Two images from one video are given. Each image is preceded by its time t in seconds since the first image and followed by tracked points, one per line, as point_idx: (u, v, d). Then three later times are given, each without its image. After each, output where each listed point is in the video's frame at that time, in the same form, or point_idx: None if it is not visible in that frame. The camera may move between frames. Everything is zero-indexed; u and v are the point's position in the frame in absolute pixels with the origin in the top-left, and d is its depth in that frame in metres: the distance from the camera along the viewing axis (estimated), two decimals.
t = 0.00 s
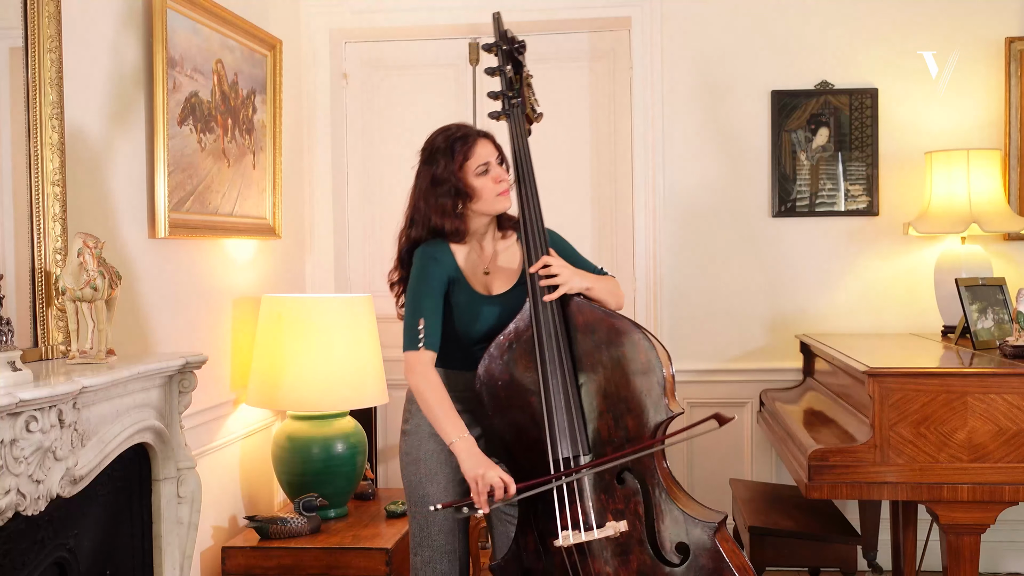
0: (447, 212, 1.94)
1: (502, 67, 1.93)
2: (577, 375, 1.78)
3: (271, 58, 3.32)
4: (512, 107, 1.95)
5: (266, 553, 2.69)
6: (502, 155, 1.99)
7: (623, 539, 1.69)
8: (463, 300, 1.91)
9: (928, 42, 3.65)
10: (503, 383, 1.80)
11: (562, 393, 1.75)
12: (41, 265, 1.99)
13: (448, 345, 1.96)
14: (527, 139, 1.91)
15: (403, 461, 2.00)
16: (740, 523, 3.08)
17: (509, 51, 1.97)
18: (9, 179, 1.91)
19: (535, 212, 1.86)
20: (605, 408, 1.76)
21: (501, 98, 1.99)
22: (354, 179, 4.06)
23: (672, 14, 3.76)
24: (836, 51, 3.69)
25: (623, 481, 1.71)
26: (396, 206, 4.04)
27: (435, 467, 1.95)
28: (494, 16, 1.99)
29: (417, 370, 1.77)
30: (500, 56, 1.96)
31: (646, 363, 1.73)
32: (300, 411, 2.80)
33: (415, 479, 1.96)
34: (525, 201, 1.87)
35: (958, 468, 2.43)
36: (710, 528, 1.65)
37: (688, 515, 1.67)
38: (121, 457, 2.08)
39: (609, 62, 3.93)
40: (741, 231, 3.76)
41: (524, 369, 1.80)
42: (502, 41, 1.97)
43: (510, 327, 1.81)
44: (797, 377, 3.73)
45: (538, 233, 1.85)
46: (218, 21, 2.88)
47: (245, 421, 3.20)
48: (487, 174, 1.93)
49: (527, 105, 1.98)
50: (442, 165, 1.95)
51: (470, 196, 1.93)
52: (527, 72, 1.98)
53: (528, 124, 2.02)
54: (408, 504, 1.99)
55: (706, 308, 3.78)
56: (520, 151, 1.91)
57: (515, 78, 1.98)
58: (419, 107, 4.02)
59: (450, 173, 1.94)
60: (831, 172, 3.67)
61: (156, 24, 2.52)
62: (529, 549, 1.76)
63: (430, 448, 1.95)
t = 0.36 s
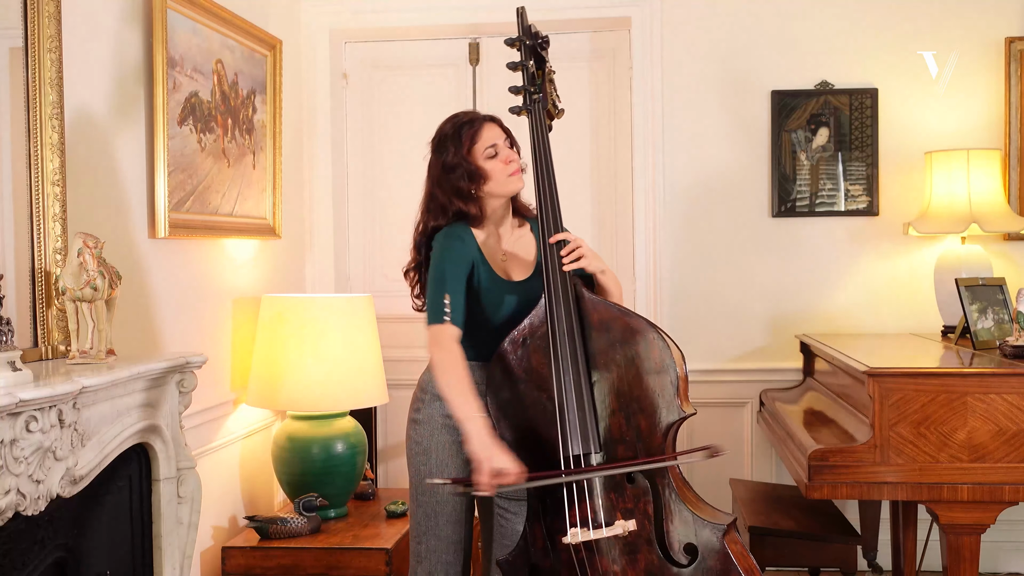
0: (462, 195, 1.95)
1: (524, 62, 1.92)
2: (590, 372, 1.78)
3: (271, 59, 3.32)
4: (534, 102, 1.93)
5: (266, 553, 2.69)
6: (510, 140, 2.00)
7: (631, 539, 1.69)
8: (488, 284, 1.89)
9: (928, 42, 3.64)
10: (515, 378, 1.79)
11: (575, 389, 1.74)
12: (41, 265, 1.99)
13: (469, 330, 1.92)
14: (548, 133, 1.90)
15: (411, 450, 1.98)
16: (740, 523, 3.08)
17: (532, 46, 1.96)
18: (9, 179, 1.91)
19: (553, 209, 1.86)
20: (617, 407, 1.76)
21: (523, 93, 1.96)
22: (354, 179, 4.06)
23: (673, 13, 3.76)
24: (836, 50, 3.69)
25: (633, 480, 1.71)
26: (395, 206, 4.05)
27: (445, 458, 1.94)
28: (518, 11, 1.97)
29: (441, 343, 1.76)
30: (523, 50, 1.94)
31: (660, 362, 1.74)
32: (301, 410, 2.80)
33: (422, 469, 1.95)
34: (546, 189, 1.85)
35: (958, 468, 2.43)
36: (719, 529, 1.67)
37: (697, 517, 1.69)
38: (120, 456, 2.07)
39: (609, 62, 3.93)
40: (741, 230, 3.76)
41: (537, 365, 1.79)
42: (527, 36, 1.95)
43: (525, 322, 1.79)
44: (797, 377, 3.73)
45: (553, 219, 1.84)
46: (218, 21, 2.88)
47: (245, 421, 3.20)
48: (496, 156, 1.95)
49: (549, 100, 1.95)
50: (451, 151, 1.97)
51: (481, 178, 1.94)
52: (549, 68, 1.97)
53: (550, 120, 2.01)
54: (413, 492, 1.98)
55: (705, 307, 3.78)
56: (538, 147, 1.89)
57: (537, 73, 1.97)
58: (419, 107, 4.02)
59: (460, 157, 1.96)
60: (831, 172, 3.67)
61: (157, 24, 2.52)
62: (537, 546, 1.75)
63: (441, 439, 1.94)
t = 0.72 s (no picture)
0: (471, 183, 1.95)
1: (533, 59, 1.91)
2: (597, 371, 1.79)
3: (271, 59, 3.32)
4: (542, 99, 1.92)
5: (266, 553, 2.68)
6: (524, 134, 2.02)
7: (636, 538, 1.70)
8: (488, 282, 1.88)
9: (928, 42, 3.65)
10: (521, 378, 1.77)
11: (581, 387, 1.75)
12: (41, 265, 1.99)
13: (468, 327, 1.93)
14: (556, 131, 1.90)
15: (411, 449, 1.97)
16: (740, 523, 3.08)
17: (541, 44, 1.97)
18: (9, 179, 1.91)
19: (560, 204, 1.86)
20: (623, 405, 1.76)
21: (529, 91, 1.96)
22: (354, 179, 4.06)
23: (672, 14, 3.76)
24: (835, 51, 3.69)
25: (638, 480, 1.72)
26: (395, 206, 4.05)
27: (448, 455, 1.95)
28: (529, 6, 1.97)
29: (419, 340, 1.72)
30: (532, 48, 1.94)
31: (667, 362, 1.74)
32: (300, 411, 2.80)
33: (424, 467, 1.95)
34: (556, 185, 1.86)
35: (958, 468, 2.43)
36: (723, 529, 1.70)
37: (702, 517, 1.71)
38: (120, 456, 2.07)
39: (609, 62, 3.93)
40: (741, 230, 3.76)
41: (543, 364, 1.78)
42: (535, 33, 1.96)
43: (531, 321, 1.79)
44: (797, 377, 3.73)
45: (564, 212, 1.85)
46: (218, 21, 2.88)
47: (245, 421, 3.20)
48: (510, 147, 1.96)
49: (557, 98, 1.98)
50: (466, 138, 1.98)
51: (493, 166, 1.94)
52: (556, 66, 2.00)
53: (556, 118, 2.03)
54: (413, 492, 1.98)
55: (705, 307, 3.78)
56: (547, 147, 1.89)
57: (545, 70, 1.99)
58: (419, 107, 4.02)
59: (474, 145, 1.97)
60: (831, 172, 3.67)
61: (156, 24, 2.52)
62: (541, 544, 1.73)
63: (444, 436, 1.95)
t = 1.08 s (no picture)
0: (465, 191, 1.95)
1: (522, 62, 1.92)
2: (589, 372, 1.79)
3: (271, 59, 3.32)
4: (532, 102, 1.92)
5: (266, 553, 2.68)
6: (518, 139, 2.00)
7: (630, 538, 1.70)
8: (486, 282, 1.88)
9: (928, 42, 3.64)
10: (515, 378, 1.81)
11: (573, 389, 1.75)
12: (41, 265, 1.99)
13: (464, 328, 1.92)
14: (546, 133, 1.90)
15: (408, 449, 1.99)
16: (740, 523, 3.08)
17: (530, 46, 1.96)
18: (9, 179, 1.91)
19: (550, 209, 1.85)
20: (615, 407, 1.77)
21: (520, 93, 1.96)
22: (354, 179, 4.06)
23: (672, 14, 3.76)
24: (835, 51, 3.69)
25: (631, 480, 1.71)
26: (395, 206, 4.05)
27: (441, 456, 1.94)
28: (517, 10, 1.99)
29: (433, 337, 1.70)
30: (521, 50, 1.94)
31: (659, 363, 1.75)
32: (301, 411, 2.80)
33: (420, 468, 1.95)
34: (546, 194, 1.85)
35: (958, 468, 2.43)
36: (717, 529, 1.68)
37: (696, 517, 1.70)
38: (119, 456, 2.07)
39: (609, 62, 3.93)
40: (741, 230, 3.76)
41: (537, 366, 1.80)
42: (524, 35, 1.96)
43: (523, 323, 1.81)
44: (797, 377, 3.73)
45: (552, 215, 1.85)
46: (218, 21, 2.88)
47: (245, 421, 3.20)
48: (503, 154, 1.94)
49: (547, 101, 1.96)
50: (459, 145, 1.97)
51: (487, 175, 1.93)
52: (546, 68, 1.99)
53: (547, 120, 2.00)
54: (411, 492, 1.99)
55: (705, 307, 3.78)
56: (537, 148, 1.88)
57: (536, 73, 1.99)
58: (419, 107, 4.02)
59: (467, 153, 1.95)
60: (831, 172, 3.67)
61: (157, 24, 2.52)
62: (536, 545, 1.74)
63: (438, 437, 1.94)
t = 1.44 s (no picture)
0: (450, 204, 1.95)
1: (507, 66, 1.91)
2: (580, 374, 1.78)
3: (271, 59, 3.32)
4: (516, 106, 1.92)
5: (266, 553, 2.68)
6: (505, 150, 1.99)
7: (624, 539, 1.70)
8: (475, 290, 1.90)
9: (928, 42, 3.65)
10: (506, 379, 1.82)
11: (562, 391, 1.75)
12: (41, 265, 1.99)
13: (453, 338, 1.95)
14: (531, 136, 1.89)
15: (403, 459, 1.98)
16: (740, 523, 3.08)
17: (514, 50, 1.95)
18: (9, 179, 1.91)
19: (535, 207, 1.85)
20: (606, 408, 1.75)
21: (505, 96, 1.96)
22: (354, 179, 4.06)
23: (672, 14, 3.76)
24: (835, 51, 3.69)
25: (624, 480, 1.71)
26: (395, 206, 4.05)
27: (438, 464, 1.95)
28: (499, 15, 1.95)
29: (444, 352, 1.75)
30: (506, 54, 1.93)
31: (648, 362, 1.74)
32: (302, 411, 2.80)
33: (414, 477, 1.95)
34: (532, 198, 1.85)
35: (958, 468, 2.43)
36: (710, 528, 1.68)
37: (689, 517, 1.69)
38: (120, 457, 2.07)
39: (609, 62, 3.93)
40: (741, 231, 3.76)
41: (527, 368, 1.81)
42: (507, 40, 1.93)
43: (512, 326, 1.82)
44: (797, 377, 3.73)
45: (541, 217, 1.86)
46: (218, 21, 2.88)
47: (245, 421, 3.20)
48: (489, 167, 1.93)
49: (531, 104, 1.95)
50: (445, 157, 1.96)
51: (472, 188, 1.93)
52: (531, 72, 1.97)
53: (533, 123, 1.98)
54: (406, 501, 1.99)
55: (705, 307, 3.78)
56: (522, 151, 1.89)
57: (520, 77, 1.96)
58: (419, 107, 4.02)
59: (453, 165, 1.95)
60: (831, 172, 3.67)
61: (157, 24, 2.53)
62: (530, 549, 1.75)
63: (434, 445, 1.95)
